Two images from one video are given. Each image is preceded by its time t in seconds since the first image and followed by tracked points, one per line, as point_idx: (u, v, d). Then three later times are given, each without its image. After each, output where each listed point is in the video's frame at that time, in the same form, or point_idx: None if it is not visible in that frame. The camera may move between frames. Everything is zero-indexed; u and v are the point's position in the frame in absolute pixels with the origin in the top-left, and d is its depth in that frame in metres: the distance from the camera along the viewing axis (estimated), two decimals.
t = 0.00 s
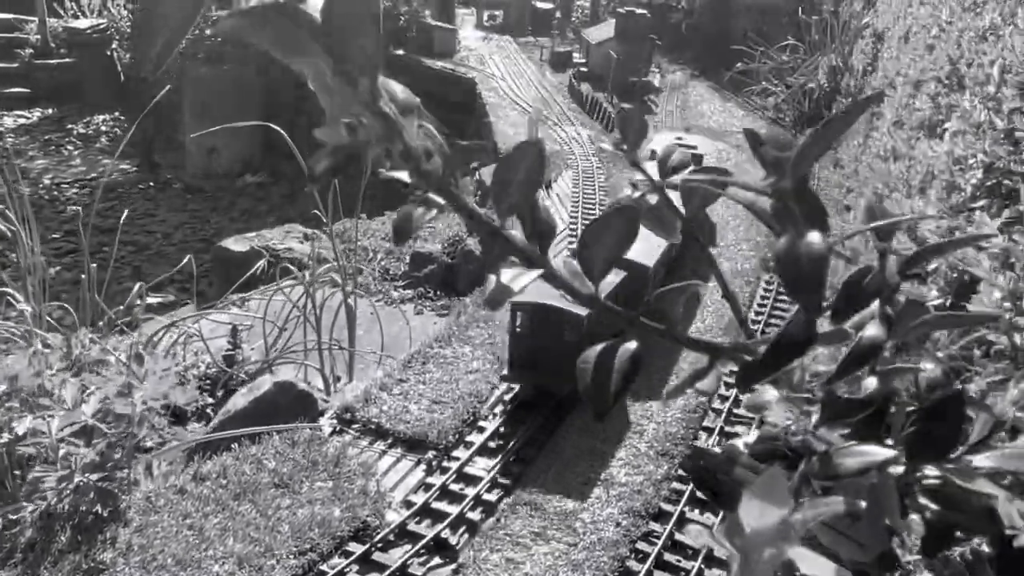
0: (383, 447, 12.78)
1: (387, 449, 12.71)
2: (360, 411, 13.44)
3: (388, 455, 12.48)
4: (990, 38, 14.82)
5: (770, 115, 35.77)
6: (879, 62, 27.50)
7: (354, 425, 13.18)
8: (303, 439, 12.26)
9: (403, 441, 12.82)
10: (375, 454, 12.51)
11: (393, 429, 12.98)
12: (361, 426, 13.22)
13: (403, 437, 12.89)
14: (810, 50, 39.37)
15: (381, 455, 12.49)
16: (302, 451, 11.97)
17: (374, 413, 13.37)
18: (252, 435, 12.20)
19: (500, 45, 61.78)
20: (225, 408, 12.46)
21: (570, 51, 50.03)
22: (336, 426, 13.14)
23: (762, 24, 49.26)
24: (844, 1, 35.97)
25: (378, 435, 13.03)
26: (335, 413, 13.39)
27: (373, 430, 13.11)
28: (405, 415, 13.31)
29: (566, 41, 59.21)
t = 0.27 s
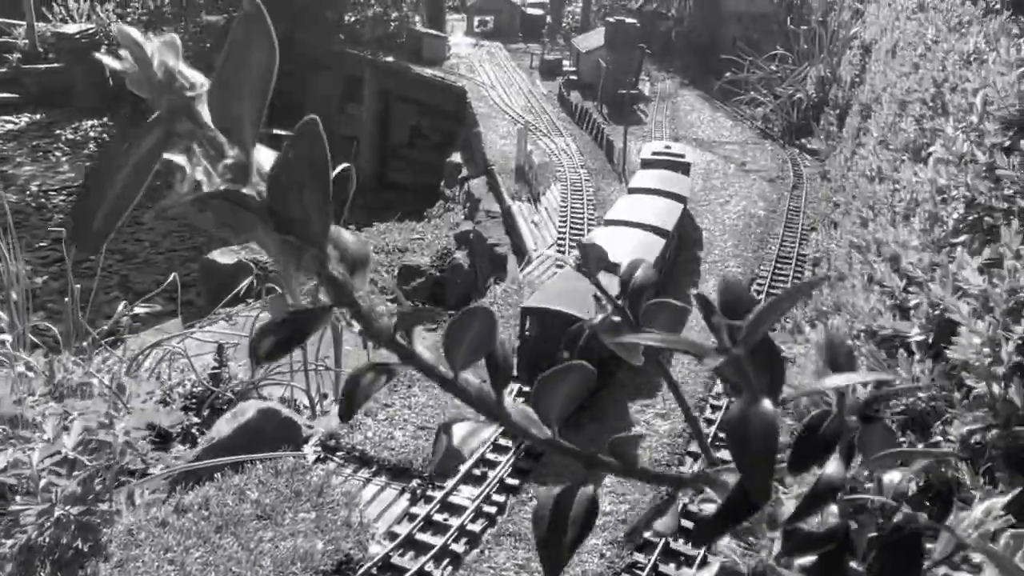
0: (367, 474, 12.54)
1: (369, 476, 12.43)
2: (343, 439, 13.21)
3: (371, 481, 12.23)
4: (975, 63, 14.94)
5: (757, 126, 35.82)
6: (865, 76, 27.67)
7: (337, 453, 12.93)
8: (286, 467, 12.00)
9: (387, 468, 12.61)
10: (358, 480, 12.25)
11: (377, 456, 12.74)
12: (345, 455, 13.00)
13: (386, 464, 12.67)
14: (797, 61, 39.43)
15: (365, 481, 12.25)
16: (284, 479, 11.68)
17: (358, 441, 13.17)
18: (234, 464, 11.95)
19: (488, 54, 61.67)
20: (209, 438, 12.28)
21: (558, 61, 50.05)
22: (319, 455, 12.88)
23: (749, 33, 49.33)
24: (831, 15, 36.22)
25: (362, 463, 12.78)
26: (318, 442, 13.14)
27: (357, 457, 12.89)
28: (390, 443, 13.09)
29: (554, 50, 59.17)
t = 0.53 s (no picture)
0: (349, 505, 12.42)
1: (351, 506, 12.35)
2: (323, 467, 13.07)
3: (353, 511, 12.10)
4: (958, 86, 14.98)
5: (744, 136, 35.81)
6: (854, 89, 27.68)
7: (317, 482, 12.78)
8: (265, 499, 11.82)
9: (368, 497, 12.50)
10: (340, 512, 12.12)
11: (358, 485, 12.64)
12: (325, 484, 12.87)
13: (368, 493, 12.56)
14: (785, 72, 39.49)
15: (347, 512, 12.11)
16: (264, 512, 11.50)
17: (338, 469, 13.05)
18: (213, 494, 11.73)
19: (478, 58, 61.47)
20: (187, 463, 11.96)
21: (548, 67, 49.95)
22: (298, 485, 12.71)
23: (738, 41, 49.35)
24: (820, 24, 36.23)
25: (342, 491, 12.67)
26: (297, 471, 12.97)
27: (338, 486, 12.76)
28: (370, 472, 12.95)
29: (544, 56, 59.00)
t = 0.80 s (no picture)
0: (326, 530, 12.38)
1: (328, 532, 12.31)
2: (300, 489, 12.97)
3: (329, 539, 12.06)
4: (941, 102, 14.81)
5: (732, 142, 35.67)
6: (841, 96, 27.52)
7: (295, 506, 12.69)
8: (241, 525, 11.74)
9: (345, 522, 12.45)
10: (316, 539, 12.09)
11: (336, 509, 12.58)
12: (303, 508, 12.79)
13: (345, 518, 12.51)
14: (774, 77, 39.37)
15: (323, 539, 12.08)
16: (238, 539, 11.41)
17: (317, 492, 12.98)
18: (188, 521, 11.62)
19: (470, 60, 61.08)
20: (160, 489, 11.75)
21: (537, 72, 49.68)
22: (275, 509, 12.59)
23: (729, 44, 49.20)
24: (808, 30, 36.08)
25: (319, 515, 12.58)
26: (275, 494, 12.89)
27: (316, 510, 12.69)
28: (348, 495, 12.86)
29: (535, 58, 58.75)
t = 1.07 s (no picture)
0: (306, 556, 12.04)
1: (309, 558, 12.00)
2: (278, 514, 12.64)
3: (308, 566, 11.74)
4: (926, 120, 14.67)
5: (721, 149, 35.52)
6: (829, 105, 27.37)
7: (271, 531, 12.37)
8: (217, 552, 11.39)
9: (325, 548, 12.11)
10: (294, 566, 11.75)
11: (316, 534, 12.24)
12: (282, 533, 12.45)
13: (324, 543, 12.17)
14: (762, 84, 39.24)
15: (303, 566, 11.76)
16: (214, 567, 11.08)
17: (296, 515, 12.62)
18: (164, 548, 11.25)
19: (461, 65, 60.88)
20: (138, 515, 11.57)
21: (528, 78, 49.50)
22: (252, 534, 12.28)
23: (719, 49, 49.08)
24: (797, 36, 36.02)
25: (298, 541, 12.26)
26: (253, 519, 12.53)
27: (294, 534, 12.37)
28: (328, 518, 12.52)
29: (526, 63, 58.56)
